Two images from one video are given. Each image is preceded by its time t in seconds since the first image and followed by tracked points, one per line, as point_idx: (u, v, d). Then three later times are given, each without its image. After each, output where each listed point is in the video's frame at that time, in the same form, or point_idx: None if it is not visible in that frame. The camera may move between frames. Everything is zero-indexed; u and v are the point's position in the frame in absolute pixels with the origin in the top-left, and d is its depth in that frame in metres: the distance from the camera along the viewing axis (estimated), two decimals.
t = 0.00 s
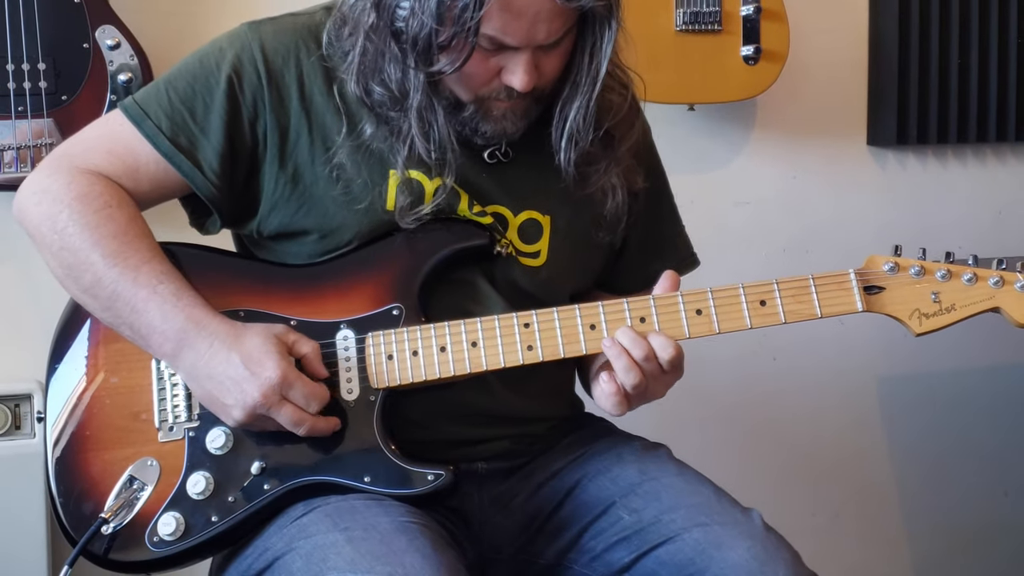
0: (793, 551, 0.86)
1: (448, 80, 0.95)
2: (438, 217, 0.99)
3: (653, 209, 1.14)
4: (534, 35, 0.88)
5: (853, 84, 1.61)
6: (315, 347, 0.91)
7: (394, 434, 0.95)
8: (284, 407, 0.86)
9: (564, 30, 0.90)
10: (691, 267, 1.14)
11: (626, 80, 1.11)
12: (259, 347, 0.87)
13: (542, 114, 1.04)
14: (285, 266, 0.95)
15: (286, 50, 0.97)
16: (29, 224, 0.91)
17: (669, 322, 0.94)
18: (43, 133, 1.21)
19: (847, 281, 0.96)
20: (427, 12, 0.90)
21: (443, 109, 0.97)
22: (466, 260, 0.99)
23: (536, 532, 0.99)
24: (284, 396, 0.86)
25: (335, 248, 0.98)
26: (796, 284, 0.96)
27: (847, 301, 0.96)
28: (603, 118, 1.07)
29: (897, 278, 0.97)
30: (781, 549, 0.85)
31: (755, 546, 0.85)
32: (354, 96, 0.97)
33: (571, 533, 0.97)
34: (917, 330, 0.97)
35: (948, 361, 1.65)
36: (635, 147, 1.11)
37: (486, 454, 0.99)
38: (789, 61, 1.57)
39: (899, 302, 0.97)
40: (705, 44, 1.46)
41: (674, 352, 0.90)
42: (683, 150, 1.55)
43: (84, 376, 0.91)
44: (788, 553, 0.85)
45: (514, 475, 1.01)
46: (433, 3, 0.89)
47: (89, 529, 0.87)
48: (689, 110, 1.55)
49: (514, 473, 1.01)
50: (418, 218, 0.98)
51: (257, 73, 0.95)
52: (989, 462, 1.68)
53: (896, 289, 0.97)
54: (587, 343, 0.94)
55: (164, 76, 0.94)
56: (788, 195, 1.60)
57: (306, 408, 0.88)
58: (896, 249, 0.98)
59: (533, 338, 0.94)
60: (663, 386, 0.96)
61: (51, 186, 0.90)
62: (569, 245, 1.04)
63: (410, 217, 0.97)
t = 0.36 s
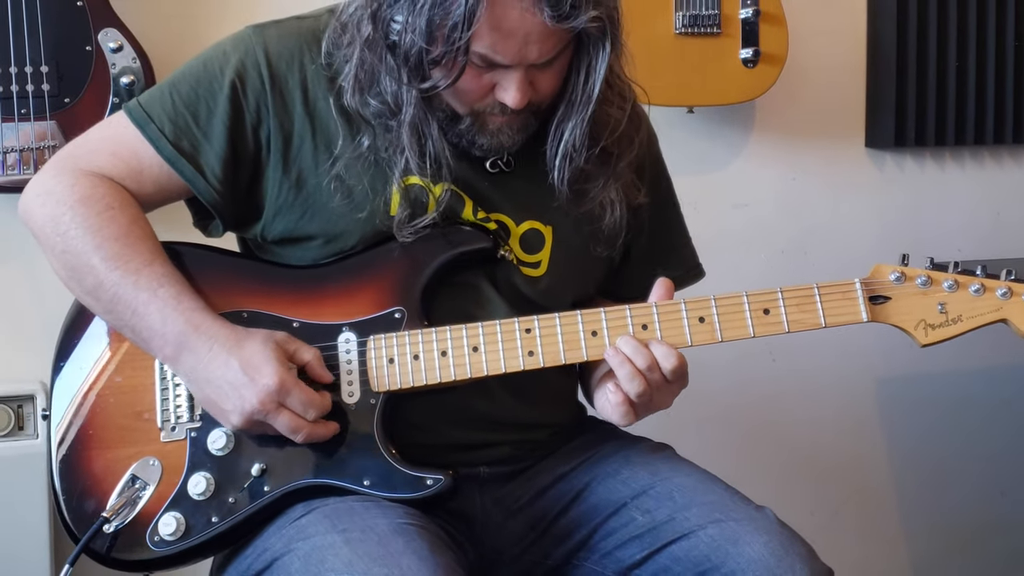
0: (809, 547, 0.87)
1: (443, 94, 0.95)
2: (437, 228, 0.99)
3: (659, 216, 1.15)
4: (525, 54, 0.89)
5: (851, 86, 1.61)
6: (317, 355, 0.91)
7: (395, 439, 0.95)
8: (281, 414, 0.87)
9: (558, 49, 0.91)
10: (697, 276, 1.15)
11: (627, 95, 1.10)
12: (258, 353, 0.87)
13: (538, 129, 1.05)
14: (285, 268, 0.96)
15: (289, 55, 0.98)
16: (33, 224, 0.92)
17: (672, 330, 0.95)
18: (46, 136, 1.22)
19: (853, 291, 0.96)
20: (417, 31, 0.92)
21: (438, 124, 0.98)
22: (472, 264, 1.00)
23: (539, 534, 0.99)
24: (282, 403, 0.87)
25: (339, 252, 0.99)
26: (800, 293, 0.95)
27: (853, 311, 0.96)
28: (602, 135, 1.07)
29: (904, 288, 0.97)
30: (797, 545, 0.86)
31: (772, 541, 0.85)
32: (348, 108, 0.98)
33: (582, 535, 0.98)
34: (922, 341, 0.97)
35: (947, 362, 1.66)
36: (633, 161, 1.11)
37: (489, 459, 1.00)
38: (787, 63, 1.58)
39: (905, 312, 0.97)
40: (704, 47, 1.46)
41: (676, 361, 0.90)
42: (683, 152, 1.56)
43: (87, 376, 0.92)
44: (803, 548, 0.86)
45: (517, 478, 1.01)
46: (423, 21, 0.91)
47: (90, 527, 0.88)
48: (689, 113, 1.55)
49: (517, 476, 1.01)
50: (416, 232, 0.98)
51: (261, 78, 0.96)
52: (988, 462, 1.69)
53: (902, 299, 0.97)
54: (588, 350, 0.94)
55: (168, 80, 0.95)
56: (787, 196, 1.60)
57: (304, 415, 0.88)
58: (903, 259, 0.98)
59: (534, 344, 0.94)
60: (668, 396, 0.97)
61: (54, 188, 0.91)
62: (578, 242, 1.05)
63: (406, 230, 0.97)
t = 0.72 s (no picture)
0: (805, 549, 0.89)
1: (442, 100, 0.95)
2: (439, 231, 0.99)
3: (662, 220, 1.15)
4: (523, 62, 0.88)
5: (849, 89, 1.62)
6: (321, 364, 0.93)
7: (396, 442, 0.96)
8: (291, 411, 0.88)
9: (557, 57, 0.90)
10: (697, 285, 1.15)
11: (630, 101, 1.10)
12: (265, 351, 0.88)
13: (539, 135, 1.05)
14: (284, 270, 0.97)
15: (292, 53, 0.99)
16: (35, 222, 0.93)
17: (675, 336, 0.96)
18: (48, 136, 1.24)
19: (856, 298, 0.97)
20: (414, 36, 0.92)
21: (436, 129, 0.98)
22: (474, 265, 1.01)
23: (538, 537, 1.00)
24: (291, 400, 0.88)
25: (342, 250, 1.00)
26: (802, 301, 0.96)
27: (858, 320, 0.97)
28: (602, 142, 1.07)
29: (909, 296, 0.97)
30: (793, 547, 0.88)
31: (768, 544, 0.87)
32: (346, 113, 0.98)
33: (580, 536, 0.99)
34: (927, 350, 0.97)
35: (944, 364, 1.67)
36: (636, 167, 1.11)
37: (490, 463, 1.00)
38: (786, 67, 1.59)
39: (910, 321, 0.97)
40: (703, 49, 1.47)
41: (680, 364, 0.91)
42: (681, 155, 1.57)
43: (88, 371, 0.92)
44: (799, 551, 0.88)
45: (517, 482, 1.01)
46: (421, 27, 0.90)
47: (94, 526, 0.89)
48: (687, 116, 1.56)
49: (517, 480, 1.01)
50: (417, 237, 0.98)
51: (263, 77, 0.97)
52: (985, 463, 1.69)
53: (908, 307, 0.97)
54: (589, 355, 0.95)
55: (171, 78, 0.96)
56: (786, 199, 1.61)
57: (312, 410, 0.90)
58: (909, 266, 0.98)
59: (536, 348, 0.95)
60: (674, 400, 0.96)
61: (56, 186, 0.92)
62: (576, 252, 1.05)
63: (407, 235, 0.97)
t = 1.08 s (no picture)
0: (787, 557, 0.89)
1: (439, 130, 0.95)
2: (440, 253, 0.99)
3: (669, 226, 1.14)
4: (516, 99, 0.88)
5: (847, 91, 1.63)
6: (318, 363, 0.92)
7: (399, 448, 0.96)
8: (284, 424, 0.88)
9: (551, 94, 0.90)
10: (703, 290, 1.14)
11: (629, 126, 1.07)
12: (259, 362, 0.88)
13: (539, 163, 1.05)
14: (282, 273, 0.98)
15: (292, 58, 0.99)
16: (36, 226, 0.94)
17: (676, 338, 0.95)
18: (51, 139, 1.25)
19: (858, 298, 0.96)
20: (406, 73, 0.91)
21: (432, 157, 0.98)
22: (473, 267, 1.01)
23: (535, 539, 1.01)
24: (284, 413, 0.88)
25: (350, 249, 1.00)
26: (804, 301, 0.96)
27: (859, 319, 0.96)
28: (601, 172, 1.05)
29: (911, 295, 0.97)
30: (774, 555, 0.87)
31: (749, 550, 0.87)
32: (344, 142, 0.99)
33: (570, 535, 1.00)
34: (929, 349, 0.97)
35: (943, 366, 1.67)
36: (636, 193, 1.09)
37: (489, 466, 1.01)
38: (784, 69, 1.60)
39: (911, 320, 0.97)
40: (703, 52, 1.48)
41: (592, 375, 0.89)
42: (679, 157, 1.58)
43: (90, 370, 0.93)
44: (781, 559, 0.87)
45: (514, 486, 1.02)
46: (412, 65, 0.90)
47: (99, 529, 0.90)
48: (686, 118, 1.57)
49: (513, 484, 1.02)
50: (415, 262, 0.98)
51: (263, 83, 0.97)
52: (983, 464, 1.70)
53: (911, 306, 0.97)
54: (590, 355, 0.95)
55: (171, 82, 0.97)
56: (785, 200, 1.62)
57: (305, 424, 0.89)
58: (911, 265, 0.98)
59: (536, 349, 0.95)
60: (588, 406, 0.94)
61: (55, 190, 0.93)
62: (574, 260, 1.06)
63: (405, 262, 0.98)
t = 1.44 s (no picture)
0: (778, 558, 0.89)
1: (432, 127, 0.95)
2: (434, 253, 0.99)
3: (667, 228, 1.15)
4: (506, 98, 0.88)
5: (847, 93, 1.64)
6: (318, 369, 0.93)
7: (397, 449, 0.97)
8: (284, 424, 0.89)
9: (543, 94, 0.90)
10: (703, 292, 1.15)
11: (624, 128, 1.07)
12: (258, 364, 0.89)
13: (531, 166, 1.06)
14: (282, 275, 0.99)
15: (291, 62, 1.00)
16: (37, 229, 0.95)
17: (672, 341, 0.95)
18: (53, 141, 1.26)
19: (856, 300, 0.97)
20: (397, 69, 0.91)
21: (426, 153, 0.99)
22: (472, 267, 1.01)
23: (531, 539, 1.02)
24: (284, 413, 0.89)
25: (350, 251, 1.01)
26: (802, 303, 0.96)
27: (857, 321, 0.97)
28: (594, 174, 1.06)
29: (909, 298, 0.97)
30: (766, 558, 0.88)
31: (741, 554, 0.88)
32: (340, 137, 1.00)
33: (566, 537, 1.00)
34: (926, 352, 0.97)
35: (941, 368, 1.68)
36: (632, 198, 1.10)
37: (487, 468, 1.01)
38: (783, 72, 1.61)
39: (908, 322, 0.97)
40: (702, 54, 1.49)
41: (590, 377, 0.90)
42: (679, 159, 1.58)
43: (93, 373, 0.94)
44: (772, 561, 0.88)
45: (511, 487, 1.03)
46: (404, 61, 0.90)
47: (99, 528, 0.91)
48: (686, 120, 1.58)
49: (511, 485, 1.03)
50: (411, 258, 0.98)
51: (262, 86, 0.98)
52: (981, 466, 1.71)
53: (909, 309, 0.97)
54: (587, 356, 0.95)
55: (171, 86, 0.97)
56: (784, 202, 1.63)
57: (306, 422, 0.91)
58: (909, 267, 0.98)
59: (534, 350, 0.95)
60: (587, 407, 0.94)
61: (56, 194, 0.94)
62: (575, 266, 1.08)
63: (400, 259, 0.98)
